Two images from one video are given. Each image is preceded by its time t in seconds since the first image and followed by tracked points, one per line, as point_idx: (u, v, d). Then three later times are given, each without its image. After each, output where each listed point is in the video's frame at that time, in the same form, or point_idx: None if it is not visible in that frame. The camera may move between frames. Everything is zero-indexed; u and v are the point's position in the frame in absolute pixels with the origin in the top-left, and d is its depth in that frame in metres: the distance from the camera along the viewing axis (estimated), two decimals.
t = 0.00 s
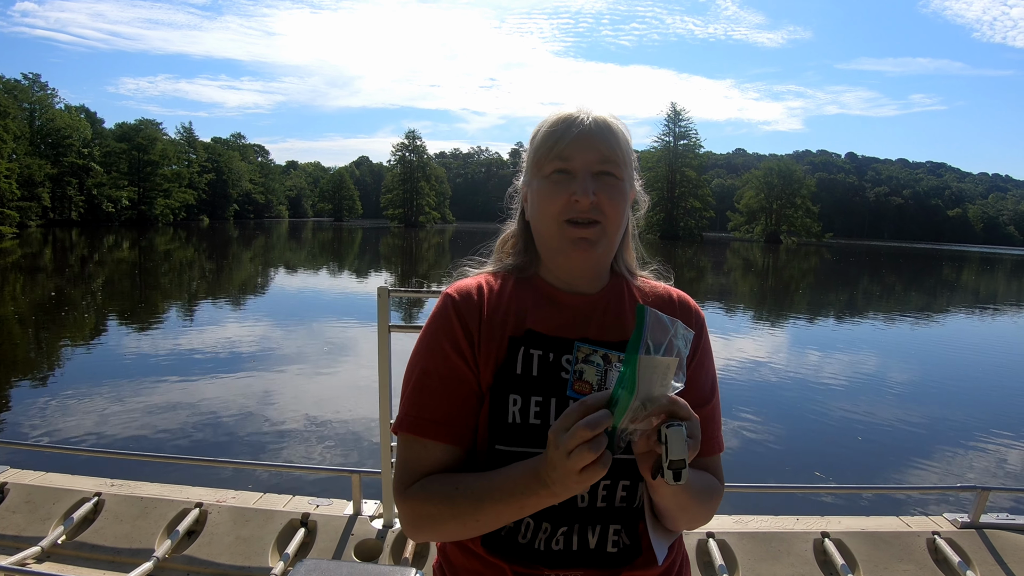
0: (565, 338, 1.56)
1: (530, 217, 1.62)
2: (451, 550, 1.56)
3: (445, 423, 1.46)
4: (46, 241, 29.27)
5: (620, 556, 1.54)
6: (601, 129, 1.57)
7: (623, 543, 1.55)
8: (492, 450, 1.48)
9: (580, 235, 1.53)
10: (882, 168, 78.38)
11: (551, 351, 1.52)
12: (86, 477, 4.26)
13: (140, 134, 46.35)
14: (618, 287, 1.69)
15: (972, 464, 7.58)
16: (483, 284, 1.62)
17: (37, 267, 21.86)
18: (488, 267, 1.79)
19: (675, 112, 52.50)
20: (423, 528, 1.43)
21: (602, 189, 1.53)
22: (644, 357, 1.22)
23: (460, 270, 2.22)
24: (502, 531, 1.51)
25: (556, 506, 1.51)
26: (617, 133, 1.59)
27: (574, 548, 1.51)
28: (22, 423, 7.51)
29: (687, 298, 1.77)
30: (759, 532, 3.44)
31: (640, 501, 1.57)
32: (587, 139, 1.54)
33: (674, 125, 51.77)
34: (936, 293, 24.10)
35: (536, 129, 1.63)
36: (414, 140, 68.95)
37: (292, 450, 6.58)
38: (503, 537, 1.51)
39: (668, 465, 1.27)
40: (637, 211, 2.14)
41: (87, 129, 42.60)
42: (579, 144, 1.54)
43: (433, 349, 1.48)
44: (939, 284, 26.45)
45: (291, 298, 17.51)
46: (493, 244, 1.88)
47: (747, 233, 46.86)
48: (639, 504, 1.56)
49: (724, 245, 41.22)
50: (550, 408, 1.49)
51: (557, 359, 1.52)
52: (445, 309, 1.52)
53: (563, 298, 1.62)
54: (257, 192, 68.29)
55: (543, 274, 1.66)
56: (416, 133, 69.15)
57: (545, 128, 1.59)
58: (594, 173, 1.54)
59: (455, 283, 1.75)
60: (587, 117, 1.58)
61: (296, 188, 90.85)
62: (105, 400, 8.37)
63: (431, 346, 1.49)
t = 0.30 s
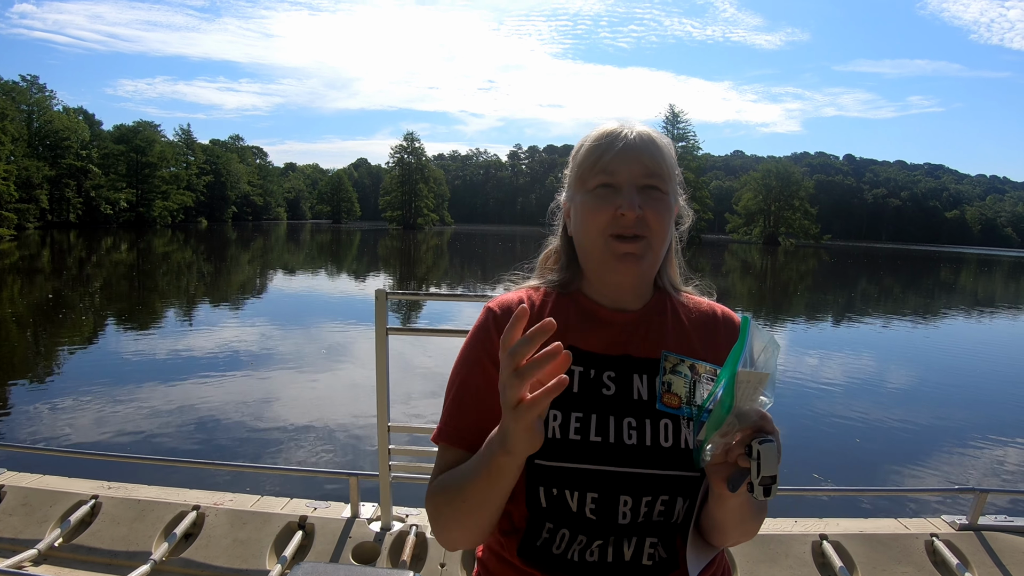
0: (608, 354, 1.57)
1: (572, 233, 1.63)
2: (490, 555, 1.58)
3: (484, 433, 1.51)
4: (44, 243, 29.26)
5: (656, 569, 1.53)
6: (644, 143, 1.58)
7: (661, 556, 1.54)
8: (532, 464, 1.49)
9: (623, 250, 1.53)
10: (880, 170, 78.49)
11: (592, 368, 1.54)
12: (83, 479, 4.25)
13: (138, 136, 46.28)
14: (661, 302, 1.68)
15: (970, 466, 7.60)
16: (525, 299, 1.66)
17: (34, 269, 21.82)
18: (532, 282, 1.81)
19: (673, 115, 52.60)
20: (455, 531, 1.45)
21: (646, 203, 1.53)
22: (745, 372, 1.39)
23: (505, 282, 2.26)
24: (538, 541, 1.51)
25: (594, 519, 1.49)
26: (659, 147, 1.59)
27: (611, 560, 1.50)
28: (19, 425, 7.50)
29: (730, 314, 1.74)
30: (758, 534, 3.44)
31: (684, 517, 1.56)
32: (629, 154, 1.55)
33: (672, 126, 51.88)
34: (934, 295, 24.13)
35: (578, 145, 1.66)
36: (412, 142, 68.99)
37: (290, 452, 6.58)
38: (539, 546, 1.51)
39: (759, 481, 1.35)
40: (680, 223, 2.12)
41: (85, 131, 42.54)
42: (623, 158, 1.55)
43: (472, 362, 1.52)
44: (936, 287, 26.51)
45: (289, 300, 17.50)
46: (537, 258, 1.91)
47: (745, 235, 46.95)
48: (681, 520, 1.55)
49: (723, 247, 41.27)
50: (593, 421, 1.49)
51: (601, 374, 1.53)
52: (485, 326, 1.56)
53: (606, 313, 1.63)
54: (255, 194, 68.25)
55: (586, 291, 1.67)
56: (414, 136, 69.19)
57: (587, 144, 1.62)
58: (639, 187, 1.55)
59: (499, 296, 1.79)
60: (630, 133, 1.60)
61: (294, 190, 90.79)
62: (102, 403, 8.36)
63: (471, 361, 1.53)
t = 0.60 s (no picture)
0: (626, 352, 1.57)
1: (591, 234, 1.63)
2: (501, 556, 1.57)
3: (495, 427, 1.52)
4: (43, 244, 29.24)
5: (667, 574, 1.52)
6: (663, 142, 1.59)
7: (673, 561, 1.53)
8: (544, 460, 1.48)
9: (646, 247, 1.53)
10: (880, 172, 78.49)
11: (606, 367, 1.54)
12: (81, 480, 4.24)
13: (138, 137, 46.30)
14: (680, 305, 1.68)
15: (970, 468, 7.59)
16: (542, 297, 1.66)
17: (33, 270, 21.79)
18: (551, 282, 1.82)
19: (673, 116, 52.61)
20: (460, 523, 1.46)
21: (668, 202, 1.53)
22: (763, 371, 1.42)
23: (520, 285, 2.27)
24: (548, 544, 1.50)
25: (605, 519, 1.47)
26: (677, 146, 1.60)
27: (622, 563, 1.49)
28: (19, 427, 7.50)
29: (748, 320, 1.73)
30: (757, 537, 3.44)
31: (698, 520, 1.54)
32: (649, 155, 1.56)
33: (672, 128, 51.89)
34: (934, 296, 24.10)
35: (597, 146, 1.66)
36: (412, 143, 68.99)
37: (290, 453, 6.58)
38: (549, 548, 1.50)
39: (778, 482, 1.36)
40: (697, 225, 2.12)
41: (84, 132, 42.53)
42: (643, 159, 1.56)
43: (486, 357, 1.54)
44: (935, 288, 26.51)
45: (289, 301, 17.49)
46: (554, 262, 1.92)
47: (745, 236, 46.95)
48: (695, 524, 1.54)
49: (722, 248, 41.29)
50: (607, 419, 1.49)
51: (616, 372, 1.54)
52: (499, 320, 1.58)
53: (625, 313, 1.63)
54: (255, 195, 68.28)
55: (603, 290, 1.68)
56: (414, 137, 69.24)
57: (607, 145, 1.62)
58: (659, 186, 1.55)
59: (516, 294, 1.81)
60: (649, 133, 1.61)
61: (293, 191, 90.68)
62: (101, 404, 8.35)
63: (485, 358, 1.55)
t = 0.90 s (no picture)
0: (625, 352, 1.57)
1: (591, 233, 1.63)
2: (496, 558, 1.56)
3: (489, 427, 1.53)
4: (43, 243, 29.26)
5: None
6: (659, 135, 1.59)
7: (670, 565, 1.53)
8: (538, 459, 1.48)
9: (648, 243, 1.52)
10: (880, 172, 78.56)
11: (605, 366, 1.53)
12: (79, 480, 4.23)
13: (138, 136, 46.28)
14: (681, 305, 1.68)
15: (969, 468, 7.59)
16: (541, 294, 1.65)
17: (32, 270, 21.77)
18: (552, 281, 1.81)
19: (673, 117, 52.63)
20: (450, 519, 1.46)
21: (667, 193, 1.53)
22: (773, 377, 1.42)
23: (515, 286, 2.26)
24: (539, 547, 1.50)
25: (598, 521, 1.47)
26: (673, 142, 1.60)
27: (614, 568, 1.49)
28: (18, 426, 7.50)
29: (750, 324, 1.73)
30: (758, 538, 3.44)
31: (693, 526, 1.54)
32: (643, 148, 1.57)
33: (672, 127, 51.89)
34: (935, 296, 24.09)
35: (589, 146, 1.67)
36: (412, 143, 68.99)
37: (289, 453, 6.57)
38: (541, 552, 1.50)
39: (786, 487, 1.38)
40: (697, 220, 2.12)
41: (84, 131, 42.50)
42: (637, 152, 1.56)
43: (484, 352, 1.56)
44: (935, 288, 26.51)
45: (288, 301, 17.49)
46: (553, 265, 1.91)
47: (744, 236, 46.96)
48: (690, 530, 1.54)
49: (722, 248, 41.28)
50: (603, 418, 1.48)
51: (616, 372, 1.53)
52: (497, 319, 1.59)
53: (627, 311, 1.62)
54: (254, 195, 68.26)
55: (604, 290, 1.67)
56: (414, 138, 69.26)
57: (598, 143, 1.62)
58: (656, 179, 1.55)
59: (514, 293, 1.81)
60: (640, 129, 1.61)
61: (293, 191, 90.66)
62: (101, 403, 8.35)
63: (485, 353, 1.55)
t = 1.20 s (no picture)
0: (615, 352, 1.56)
1: (586, 229, 1.63)
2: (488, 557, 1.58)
3: (474, 428, 1.56)
4: (41, 242, 29.22)
5: None
6: (659, 131, 1.59)
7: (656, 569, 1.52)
8: (526, 460, 1.49)
9: (645, 238, 1.51)
10: (878, 170, 78.59)
11: (595, 366, 1.52)
12: (75, 478, 4.22)
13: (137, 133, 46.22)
14: (678, 302, 1.67)
15: (967, 466, 7.61)
16: (533, 291, 1.66)
17: (31, 267, 21.74)
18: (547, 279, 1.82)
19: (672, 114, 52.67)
20: (439, 519, 1.49)
21: (664, 188, 1.53)
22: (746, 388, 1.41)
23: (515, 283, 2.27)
24: (527, 547, 1.51)
25: (583, 523, 1.48)
26: (673, 137, 1.60)
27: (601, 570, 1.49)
28: (16, 424, 7.49)
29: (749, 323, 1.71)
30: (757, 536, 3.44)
31: (682, 530, 1.54)
32: (641, 143, 1.56)
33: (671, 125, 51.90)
34: (933, 294, 24.14)
35: (587, 138, 1.66)
36: (411, 141, 68.89)
37: (287, 451, 6.57)
38: (529, 552, 1.51)
39: (760, 496, 1.34)
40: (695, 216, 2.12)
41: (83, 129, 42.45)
42: (636, 146, 1.55)
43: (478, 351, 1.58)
44: (934, 286, 26.55)
45: (287, 298, 17.50)
46: (550, 259, 1.91)
47: (743, 233, 47.01)
48: (679, 534, 1.53)
49: (721, 245, 41.31)
50: (590, 418, 1.48)
51: (606, 372, 1.52)
52: (487, 322, 1.61)
53: (623, 308, 1.62)
54: (253, 193, 68.21)
55: (600, 288, 1.67)
56: (413, 135, 69.21)
57: (595, 137, 1.62)
58: (653, 175, 1.55)
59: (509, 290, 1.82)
60: (639, 123, 1.60)
61: (293, 189, 90.67)
62: (99, 401, 8.34)
63: (477, 353, 1.57)
